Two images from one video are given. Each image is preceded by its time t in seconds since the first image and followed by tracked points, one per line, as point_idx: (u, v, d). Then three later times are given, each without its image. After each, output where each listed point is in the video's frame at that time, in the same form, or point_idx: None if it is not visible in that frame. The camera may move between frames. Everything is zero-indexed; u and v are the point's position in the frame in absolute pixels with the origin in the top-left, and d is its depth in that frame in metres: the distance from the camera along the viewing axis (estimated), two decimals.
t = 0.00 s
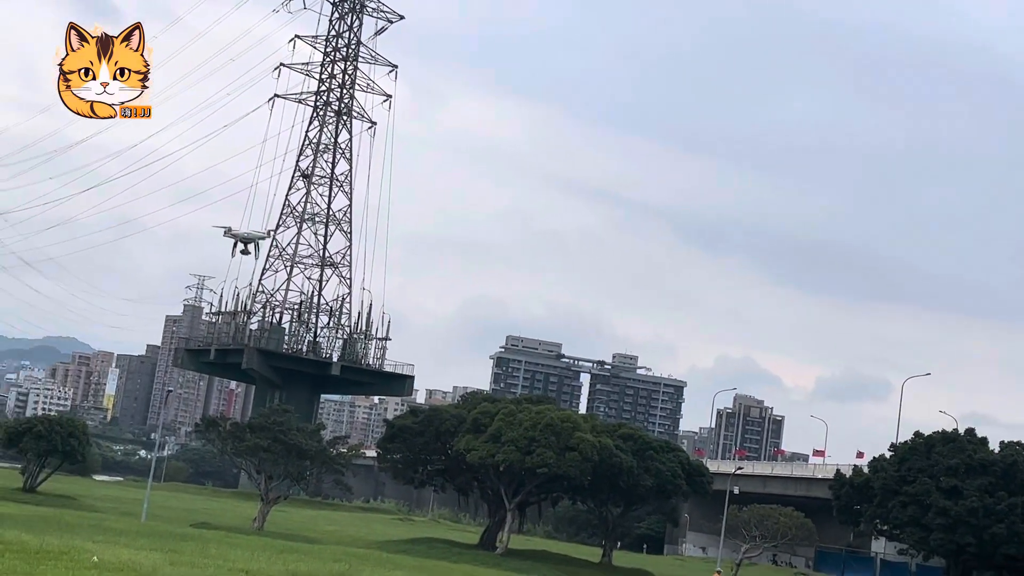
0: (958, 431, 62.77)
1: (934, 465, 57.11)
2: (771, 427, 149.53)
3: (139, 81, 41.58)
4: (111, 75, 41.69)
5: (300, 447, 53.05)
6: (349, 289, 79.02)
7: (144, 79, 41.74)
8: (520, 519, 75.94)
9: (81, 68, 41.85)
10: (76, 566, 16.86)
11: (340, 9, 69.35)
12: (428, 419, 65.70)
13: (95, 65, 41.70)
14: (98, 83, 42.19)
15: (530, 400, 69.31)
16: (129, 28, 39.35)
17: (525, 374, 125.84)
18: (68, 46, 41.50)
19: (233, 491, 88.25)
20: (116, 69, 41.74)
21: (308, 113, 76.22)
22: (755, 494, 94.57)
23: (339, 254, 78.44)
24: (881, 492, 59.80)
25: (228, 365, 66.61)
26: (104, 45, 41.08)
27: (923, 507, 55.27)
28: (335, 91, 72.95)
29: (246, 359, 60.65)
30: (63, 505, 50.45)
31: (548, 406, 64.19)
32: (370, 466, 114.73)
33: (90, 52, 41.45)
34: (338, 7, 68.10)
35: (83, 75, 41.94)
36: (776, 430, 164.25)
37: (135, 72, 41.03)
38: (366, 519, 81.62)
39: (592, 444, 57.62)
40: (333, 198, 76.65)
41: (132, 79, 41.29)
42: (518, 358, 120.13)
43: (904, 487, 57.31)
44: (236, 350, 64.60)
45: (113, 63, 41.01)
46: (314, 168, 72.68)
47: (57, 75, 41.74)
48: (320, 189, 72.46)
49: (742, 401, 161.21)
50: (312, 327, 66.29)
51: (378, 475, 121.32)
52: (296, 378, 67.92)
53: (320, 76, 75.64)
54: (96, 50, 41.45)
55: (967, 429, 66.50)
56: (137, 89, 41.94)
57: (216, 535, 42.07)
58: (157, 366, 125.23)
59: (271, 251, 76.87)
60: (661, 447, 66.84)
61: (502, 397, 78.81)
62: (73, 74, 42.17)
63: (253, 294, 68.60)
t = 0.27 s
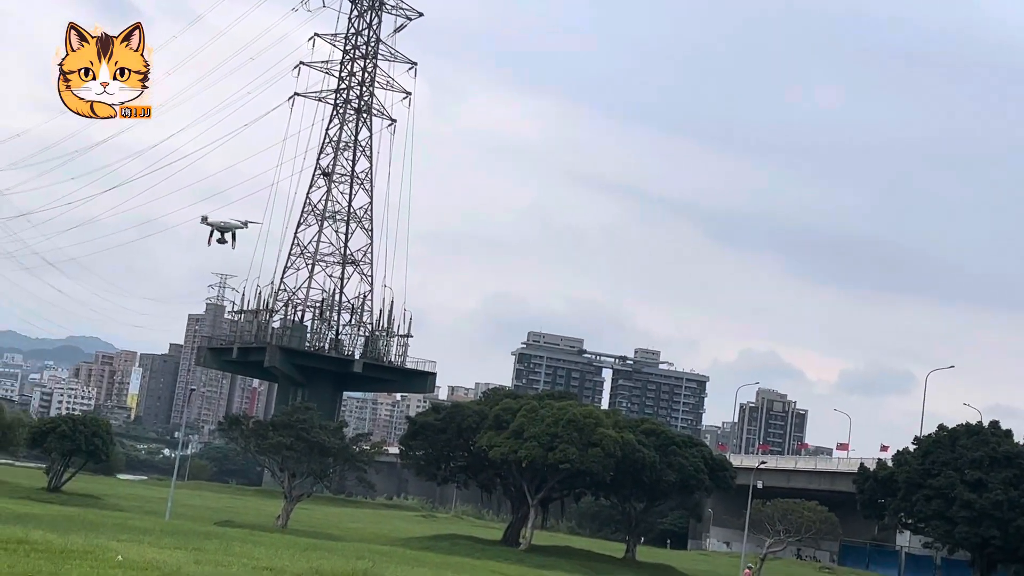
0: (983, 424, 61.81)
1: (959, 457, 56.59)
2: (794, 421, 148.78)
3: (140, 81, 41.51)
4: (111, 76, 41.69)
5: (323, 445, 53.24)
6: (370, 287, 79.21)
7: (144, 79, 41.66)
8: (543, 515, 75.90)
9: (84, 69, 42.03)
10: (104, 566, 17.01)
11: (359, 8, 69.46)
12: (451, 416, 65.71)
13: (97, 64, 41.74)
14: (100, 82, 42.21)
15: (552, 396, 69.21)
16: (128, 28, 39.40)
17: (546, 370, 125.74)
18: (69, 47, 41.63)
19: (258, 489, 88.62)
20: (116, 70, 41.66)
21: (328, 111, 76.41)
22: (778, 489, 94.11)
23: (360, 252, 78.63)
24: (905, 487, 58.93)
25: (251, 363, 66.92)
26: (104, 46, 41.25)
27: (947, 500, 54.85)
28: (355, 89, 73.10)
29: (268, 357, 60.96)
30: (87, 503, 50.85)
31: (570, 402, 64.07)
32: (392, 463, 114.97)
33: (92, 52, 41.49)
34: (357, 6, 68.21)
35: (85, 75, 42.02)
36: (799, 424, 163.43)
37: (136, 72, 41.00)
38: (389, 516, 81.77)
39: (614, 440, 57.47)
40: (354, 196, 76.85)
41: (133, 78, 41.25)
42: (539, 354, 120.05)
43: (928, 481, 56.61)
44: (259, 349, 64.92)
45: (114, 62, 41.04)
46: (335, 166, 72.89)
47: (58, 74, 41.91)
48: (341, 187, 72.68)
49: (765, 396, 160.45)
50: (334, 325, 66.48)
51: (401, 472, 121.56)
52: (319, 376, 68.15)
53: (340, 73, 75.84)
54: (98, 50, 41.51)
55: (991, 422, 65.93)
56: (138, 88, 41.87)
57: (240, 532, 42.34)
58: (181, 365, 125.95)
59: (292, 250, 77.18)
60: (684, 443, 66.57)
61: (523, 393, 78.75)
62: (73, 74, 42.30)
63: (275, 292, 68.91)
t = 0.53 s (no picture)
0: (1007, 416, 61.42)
1: (983, 450, 56.10)
2: (817, 415, 147.88)
3: (140, 81, 41.40)
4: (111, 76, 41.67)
5: (346, 442, 53.36)
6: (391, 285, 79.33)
7: (144, 79, 41.56)
8: (566, 512, 75.79)
9: (83, 68, 42.01)
10: (127, 566, 16.93)
11: (377, 6, 69.43)
12: (473, 413, 65.67)
13: (97, 64, 41.71)
14: (99, 82, 42.19)
15: (574, 393, 69.07)
16: (128, 28, 39.34)
17: (568, 366, 125.54)
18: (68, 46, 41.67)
19: (282, 488, 88.95)
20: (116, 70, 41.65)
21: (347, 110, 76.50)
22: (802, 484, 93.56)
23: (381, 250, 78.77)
24: (930, 480, 58.62)
25: (273, 362, 67.15)
26: (104, 46, 41.42)
27: (972, 494, 54.38)
28: (375, 88, 73.11)
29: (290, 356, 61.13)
30: (112, 503, 51.14)
31: (592, 398, 63.92)
32: (415, 460, 115.14)
33: (92, 51, 41.47)
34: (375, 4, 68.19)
35: (83, 74, 41.94)
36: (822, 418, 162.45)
37: (136, 72, 40.92)
38: (413, 513, 81.90)
39: (637, 436, 57.26)
40: (374, 194, 76.94)
41: (133, 79, 41.15)
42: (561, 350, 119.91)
43: (953, 474, 56.25)
44: (281, 347, 65.14)
45: (115, 62, 40.99)
46: (355, 165, 72.97)
47: (57, 74, 41.99)
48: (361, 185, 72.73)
49: (788, 391, 159.51)
50: (356, 323, 66.59)
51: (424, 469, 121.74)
52: (341, 374, 68.28)
53: (360, 71, 75.89)
54: (98, 50, 41.49)
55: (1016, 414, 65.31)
56: (137, 88, 41.76)
57: (263, 531, 42.45)
58: (204, 364, 126.37)
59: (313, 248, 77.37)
60: (707, 438, 66.21)
61: (545, 390, 78.63)
62: (73, 74, 42.35)
63: (297, 291, 69.07)
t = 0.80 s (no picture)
0: None
1: (1010, 442, 55.46)
2: (842, 409, 146.89)
3: (139, 81, 41.75)
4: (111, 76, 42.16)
5: (370, 440, 53.51)
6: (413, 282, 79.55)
7: (143, 79, 41.91)
8: (590, 508, 75.60)
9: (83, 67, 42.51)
10: (154, 565, 16.97)
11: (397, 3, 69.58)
12: (498, 410, 65.67)
13: (97, 63, 42.20)
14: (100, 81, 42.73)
15: (598, 388, 68.92)
16: (127, 28, 39.65)
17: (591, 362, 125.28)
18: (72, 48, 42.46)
19: (308, 486, 89.36)
20: (116, 70, 42.01)
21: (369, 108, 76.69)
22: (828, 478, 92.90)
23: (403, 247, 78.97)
24: (956, 473, 58.04)
25: (297, 361, 67.48)
26: (105, 46, 42.09)
27: (999, 487, 53.79)
28: (396, 85, 73.27)
29: (314, 354, 61.46)
30: (139, 502, 51.58)
31: (615, 393, 63.78)
32: (439, 457, 115.31)
33: (92, 50, 42.00)
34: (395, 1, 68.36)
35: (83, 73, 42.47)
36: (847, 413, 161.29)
37: (135, 72, 41.29)
38: (438, 511, 82.08)
39: (661, 431, 57.09)
40: (395, 192, 77.14)
41: (132, 78, 41.49)
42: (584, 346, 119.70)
43: (979, 467, 55.67)
44: (305, 345, 65.47)
45: (115, 62, 41.46)
46: (377, 162, 73.22)
47: (60, 75, 42.74)
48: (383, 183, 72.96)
49: (812, 386, 158.63)
50: (379, 320, 66.80)
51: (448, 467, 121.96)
52: (365, 372, 68.51)
53: (381, 70, 76.12)
54: (98, 50, 41.96)
55: None
56: (137, 88, 42.11)
57: (288, 528, 42.75)
58: (228, 363, 127.12)
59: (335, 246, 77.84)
60: (731, 432, 65.81)
61: (569, 386, 78.46)
62: (74, 74, 43.04)
63: (320, 290, 69.41)
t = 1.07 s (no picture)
0: None
1: None
2: (870, 403, 145.61)
3: (139, 81, 41.53)
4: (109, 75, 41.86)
5: (397, 436, 53.57)
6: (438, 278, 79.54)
7: (144, 79, 41.62)
8: (617, 503, 75.32)
9: (82, 68, 42.25)
10: (182, 562, 16.94)
11: None
12: (524, 406, 65.55)
13: (97, 64, 41.97)
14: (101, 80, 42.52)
15: (624, 383, 68.64)
16: (125, 28, 39.41)
17: (616, 357, 124.80)
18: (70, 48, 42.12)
19: (335, 482, 89.69)
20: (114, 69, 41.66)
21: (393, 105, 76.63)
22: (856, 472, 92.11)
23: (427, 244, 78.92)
24: (985, 467, 57.26)
25: (323, 358, 67.69)
26: (104, 46, 41.65)
27: None
28: (420, 81, 73.14)
29: (340, 351, 61.59)
30: (167, 499, 51.95)
31: (642, 388, 63.49)
32: (465, 453, 115.35)
33: (92, 51, 41.77)
34: None
35: (83, 74, 42.21)
36: (875, 407, 159.92)
37: (135, 72, 41.02)
38: (465, 507, 82.12)
39: (688, 426, 56.77)
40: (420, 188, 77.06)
41: (132, 79, 41.25)
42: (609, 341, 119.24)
43: (1009, 460, 54.86)
44: (331, 343, 65.64)
45: (114, 62, 41.20)
46: (401, 159, 73.19)
47: (59, 74, 42.44)
48: (407, 179, 72.94)
49: (839, 379, 157.35)
50: (405, 317, 66.81)
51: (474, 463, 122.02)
52: (391, 369, 68.61)
53: (404, 66, 76.04)
54: (98, 50, 41.72)
55: None
56: (137, 88, 41.92)
57: (317, 525, 42.88)
58: (255, 361, 127.76)
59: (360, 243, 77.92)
60: (758, 427, 65.32)
61: (595, 381, 78.17)
62: (73, 74, 42.71)
63: (345, 287, 69.56)
